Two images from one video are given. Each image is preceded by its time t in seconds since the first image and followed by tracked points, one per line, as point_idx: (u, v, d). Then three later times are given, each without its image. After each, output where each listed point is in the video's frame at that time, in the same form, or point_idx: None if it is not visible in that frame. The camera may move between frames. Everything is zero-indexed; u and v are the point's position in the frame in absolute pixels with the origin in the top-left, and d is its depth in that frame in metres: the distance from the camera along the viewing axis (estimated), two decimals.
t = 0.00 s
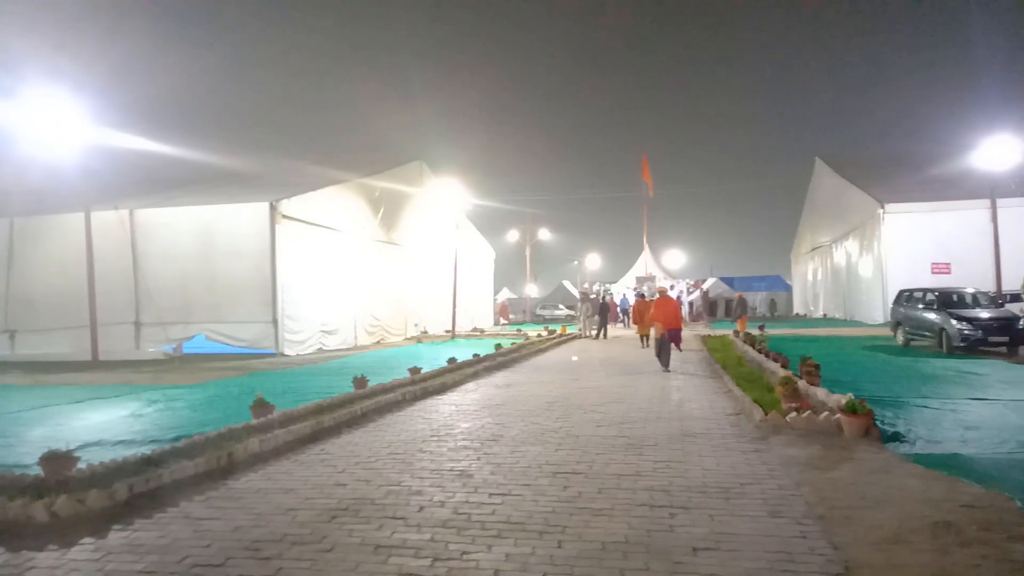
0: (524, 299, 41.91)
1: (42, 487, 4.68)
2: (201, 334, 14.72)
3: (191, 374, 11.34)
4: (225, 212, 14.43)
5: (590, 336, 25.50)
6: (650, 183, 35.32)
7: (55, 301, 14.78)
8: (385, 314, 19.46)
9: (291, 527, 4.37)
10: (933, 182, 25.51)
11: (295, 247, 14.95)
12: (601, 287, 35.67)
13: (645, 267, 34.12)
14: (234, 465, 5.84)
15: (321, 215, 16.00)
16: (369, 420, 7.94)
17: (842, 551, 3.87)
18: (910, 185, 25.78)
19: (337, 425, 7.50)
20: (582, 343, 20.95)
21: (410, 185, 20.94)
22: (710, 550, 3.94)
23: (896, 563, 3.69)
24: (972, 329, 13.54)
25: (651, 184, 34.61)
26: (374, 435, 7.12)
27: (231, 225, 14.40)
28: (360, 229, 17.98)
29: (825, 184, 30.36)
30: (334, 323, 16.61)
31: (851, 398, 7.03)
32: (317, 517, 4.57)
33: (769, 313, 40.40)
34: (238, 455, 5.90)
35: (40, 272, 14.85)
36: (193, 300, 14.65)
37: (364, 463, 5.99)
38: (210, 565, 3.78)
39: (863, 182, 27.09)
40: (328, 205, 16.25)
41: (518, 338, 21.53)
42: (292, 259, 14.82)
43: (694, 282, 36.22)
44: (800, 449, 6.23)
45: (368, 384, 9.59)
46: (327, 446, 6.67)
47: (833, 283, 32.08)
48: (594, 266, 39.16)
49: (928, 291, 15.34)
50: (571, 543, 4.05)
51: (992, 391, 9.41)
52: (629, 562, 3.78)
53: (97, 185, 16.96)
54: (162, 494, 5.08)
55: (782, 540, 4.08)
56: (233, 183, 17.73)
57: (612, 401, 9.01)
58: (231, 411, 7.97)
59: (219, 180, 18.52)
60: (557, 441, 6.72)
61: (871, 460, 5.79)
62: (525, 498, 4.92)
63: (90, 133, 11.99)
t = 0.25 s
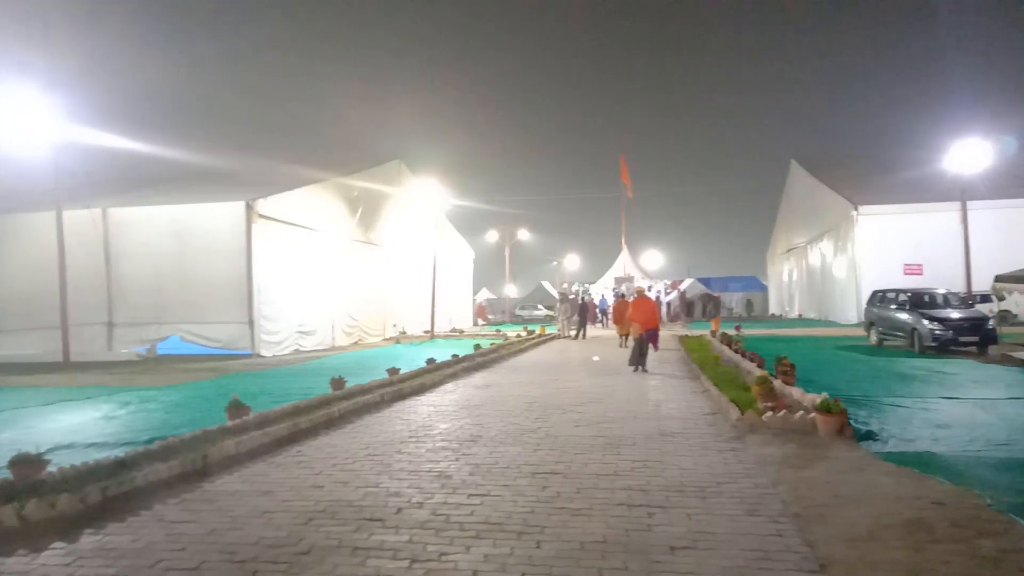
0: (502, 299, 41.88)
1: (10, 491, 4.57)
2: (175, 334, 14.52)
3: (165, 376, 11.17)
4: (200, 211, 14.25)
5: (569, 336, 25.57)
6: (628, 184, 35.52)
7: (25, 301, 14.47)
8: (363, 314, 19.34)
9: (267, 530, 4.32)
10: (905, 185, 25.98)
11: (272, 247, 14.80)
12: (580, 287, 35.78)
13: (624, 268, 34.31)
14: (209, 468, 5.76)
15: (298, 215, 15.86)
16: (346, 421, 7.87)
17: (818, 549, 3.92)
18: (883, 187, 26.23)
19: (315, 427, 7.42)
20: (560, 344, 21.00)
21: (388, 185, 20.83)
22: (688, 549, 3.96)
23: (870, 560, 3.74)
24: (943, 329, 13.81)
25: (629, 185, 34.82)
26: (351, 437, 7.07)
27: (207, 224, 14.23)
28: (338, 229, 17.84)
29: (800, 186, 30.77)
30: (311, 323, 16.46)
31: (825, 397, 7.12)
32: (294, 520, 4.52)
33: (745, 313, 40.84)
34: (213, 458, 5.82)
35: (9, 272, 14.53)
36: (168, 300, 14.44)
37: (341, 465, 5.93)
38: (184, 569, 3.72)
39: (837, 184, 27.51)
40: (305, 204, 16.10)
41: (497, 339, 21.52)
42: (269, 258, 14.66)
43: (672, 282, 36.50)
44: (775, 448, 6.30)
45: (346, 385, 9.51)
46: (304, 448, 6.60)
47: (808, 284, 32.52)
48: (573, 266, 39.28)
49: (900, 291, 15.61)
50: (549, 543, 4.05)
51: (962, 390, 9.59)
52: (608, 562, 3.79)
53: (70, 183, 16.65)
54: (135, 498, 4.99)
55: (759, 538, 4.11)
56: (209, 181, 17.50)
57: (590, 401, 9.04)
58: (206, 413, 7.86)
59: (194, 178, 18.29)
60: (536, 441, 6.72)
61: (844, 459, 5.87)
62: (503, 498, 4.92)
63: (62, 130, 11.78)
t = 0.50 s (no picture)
0: (478, 300, 41.82)
1: None
2: (145, 335, 14.23)
3: (133, 377, 10.95)
4: (170, 210, 14.02)
5: (545, 336, 25.61)
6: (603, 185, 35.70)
7: None
8: (337, 315, 19.16)
9: (238, 533, 4.25)
10: (874, 188, 26.48)
11: (244, 246, 14.61)
12: (556, 288, 35.87)
13: (599, 269, 34.46)
14: (179, 471, 5.65)
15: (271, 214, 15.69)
16: (320, 422, 7.79)
17: (791, 546, 3.96)
18: (853, 190, 26.70)
19: (287, 429, 7.32)
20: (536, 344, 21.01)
21: (363, 184, 20.67)
22: (663, 547, 3.98)
23: (842, 556, 3.79)
24: (911, 329, 14.08)
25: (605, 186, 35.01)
26: (324, 438, 6.99)
27: (177, 222, 14.00)
28: (312, 228, 17.65)
29: (773, 187, 31.18)
30: (283, 323, 16.26)
31: (797, 396, 7.21)
32: (266, 523, 4.45)
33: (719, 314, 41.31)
34: (183, 460, 5.71)
35: None
36: (137, 300, 14.17)
37: (314, 467, 5.86)
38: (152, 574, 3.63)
39: (809, 186, 27.94)
40: (278, 203, 15.90)
41: (473, 339, 21.48)
42: (241, 257, 14.46)
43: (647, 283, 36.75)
44: (748, 447, 6.36)
45: (319, 386, 9.41)
46: (277, 450, 6.51)
47: (779, 285, 32.97)
48: (549, 267, 39.38)
49: (870, 292, 15.89)
50: (525, 544, 4.04)
51: (929, 389, 9.79)
52: (584, 561, 3.78)
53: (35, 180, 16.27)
54: (102, 502, 4.87)
55: (733, 536, 4.15)
56: (179, 180, 17.23)
57: (566, 401, 9.05)
58: (176, 414, 7.71)
59: (165, 176, 17.99)
60: (512, 442, 6.71)
61: (816, 457, 5.95)
62: (479, 499, 4.89)
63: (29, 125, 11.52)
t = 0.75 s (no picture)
0: (448, 300, 41.68)
1: None
2: (107, 335, 13.91)
3: (94, 379, 10.68)
4: (134, 208, 13.73)
5: (515, 336, 25.64)
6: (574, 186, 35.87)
7: None
8: (305, 315, 18.93)
9: (203, 537, 4.18)
10: (837, 190, 27.07)
11: (210, 246, 14.36)
12: (526, 288, 35.94)
13: (569, 269, 34.61)
14: (142, 474, 5.53)
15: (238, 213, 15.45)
16: (287, 424, 7.69)
17: (756, 543, 4.03)
18: (817, 192, 27.26)
19: (254, 431, 7.22)
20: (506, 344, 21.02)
21: (332, 183, 20.47)
22: (632, 546, 4.02)
23: (806, 552, 3.87)
24: (873, 329, 14.44)
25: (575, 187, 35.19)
26: (292, 440, 6.91)
27: (141, 221, 13.72)
28: (279, 228, 17.41)
29: (739, 190, 31.67)
30: (250, 323, 16.01)
31: (763, 394, 7.34)
32: (232, 526, 4.38)
33: (687, 313, 41.76)
34: (147, 463, 5.59)
35: None
36: (99, 300, 13.85)
37: (282, 469, 5.79)
38: None
39: (774, 188, 28.44)
40: (245, 201, 15.66)
41: (444, 339, 21.45)
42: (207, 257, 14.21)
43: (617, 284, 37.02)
44: (715, 445, 6.46)
45: (287, 388, 9.30)
46: (244, 452, 6.42)
47: (746, 286, 33.49)
48: (519, 267, 39.43)
49: (833, 292, 16.25)
50: (495, 544, 4.05)
51: (889, 387, 10.03)
52: (554, 561, 3.80)
53: None
54: (62, 506, 4.75)
55: (700, 533, 4.21)
56: (143, 177, 16.87)
57: (536, 401, 9.08)
58: (139, 417, 7.55)
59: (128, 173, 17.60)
60: (482, 442, 6.71)
61: (781, 455, 6.06)
62: (449, 500, 4.89)
63: None
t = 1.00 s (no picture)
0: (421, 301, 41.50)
1: None
2: (69, 337, 13.56)
3: (55, 381, 10.40)
4: (98, 207, 13.44)
5: (488, 336, 25.61)
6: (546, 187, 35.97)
7: None
8: (274, 316, 18.68)
9: (169, 541, 4.10)
10: (804, 193, 27.55)
11: (177, 245, 14.10)
12: (499, 288, 35.94)
13: (542, 269, 34.69)
14: (107, 478, 5.41)
15: (206, 212, 15.20)
16: (256, 426, 7.58)
17: (725, 540, 4.08)
18: (785, 194, 27.71)
19: (222, 432, 7.10)
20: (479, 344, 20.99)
21: (302, 182, 20.24)
22: (603, 545, 4.04)
23: (775, 549, 3.93)
24: (839, 329, 14.73)
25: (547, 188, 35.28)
26: (261, 442, 6.81)
27: (105, 219, 13.43)
28: (248, 227, 17.18)
29: (709, 191, 32.05)
30: (218, 324, 15.74)
31: (732, 393, 7.43)
32: (200, 529, 4.31)
33: (658, 313, 42.12)
34: (111, 466, 5.47)
35: None
36: (62, 300, 13.53)
37: (251, 472, 5.71)
38: None
39: (743, 190, 28.84)
40: (212, 200, 15.40)
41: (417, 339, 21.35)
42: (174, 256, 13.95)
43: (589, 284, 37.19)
44: (685, 444, 6.52)
45: (256, 389, 9.17)
46: (211, 455, 6.31)
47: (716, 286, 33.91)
48: (492, 267, 39.41)
49: (801, 293, 16.54)
50: (466, 545, 4.04)
51: (855, 386, 10.22)
52: (525, 561, 3.81)
53: None
54: (22, 512, 4.62)
55: (670, 532, 4.25)
56: (108, 175, 16.52)
57: (508, 401, 9.08)
58: (103, 419, 7.38)
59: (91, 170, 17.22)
60: (454, 443, 6.69)
61: (749, 453, 6.15)
62: (421, 501, 4.86)
63: None
